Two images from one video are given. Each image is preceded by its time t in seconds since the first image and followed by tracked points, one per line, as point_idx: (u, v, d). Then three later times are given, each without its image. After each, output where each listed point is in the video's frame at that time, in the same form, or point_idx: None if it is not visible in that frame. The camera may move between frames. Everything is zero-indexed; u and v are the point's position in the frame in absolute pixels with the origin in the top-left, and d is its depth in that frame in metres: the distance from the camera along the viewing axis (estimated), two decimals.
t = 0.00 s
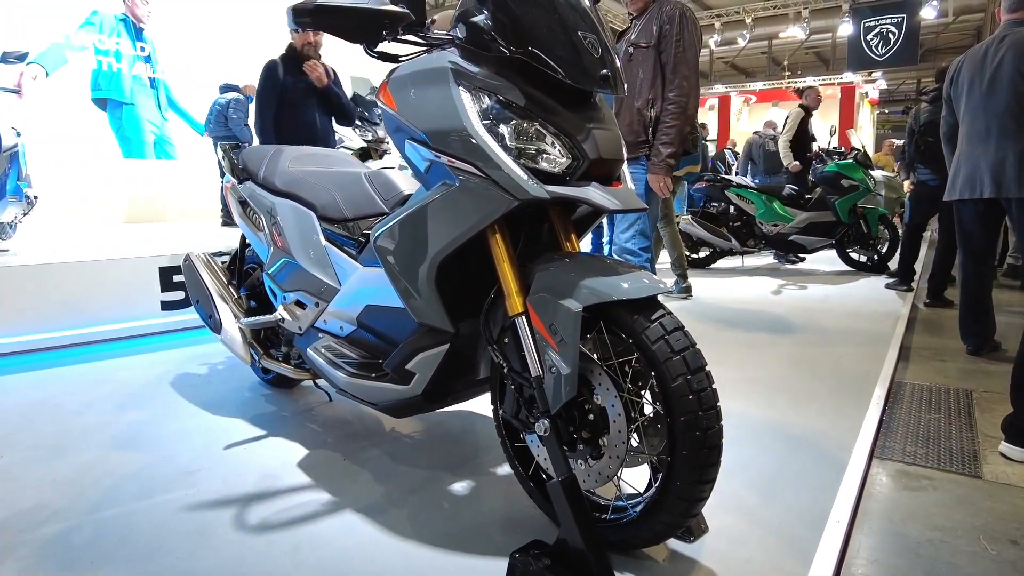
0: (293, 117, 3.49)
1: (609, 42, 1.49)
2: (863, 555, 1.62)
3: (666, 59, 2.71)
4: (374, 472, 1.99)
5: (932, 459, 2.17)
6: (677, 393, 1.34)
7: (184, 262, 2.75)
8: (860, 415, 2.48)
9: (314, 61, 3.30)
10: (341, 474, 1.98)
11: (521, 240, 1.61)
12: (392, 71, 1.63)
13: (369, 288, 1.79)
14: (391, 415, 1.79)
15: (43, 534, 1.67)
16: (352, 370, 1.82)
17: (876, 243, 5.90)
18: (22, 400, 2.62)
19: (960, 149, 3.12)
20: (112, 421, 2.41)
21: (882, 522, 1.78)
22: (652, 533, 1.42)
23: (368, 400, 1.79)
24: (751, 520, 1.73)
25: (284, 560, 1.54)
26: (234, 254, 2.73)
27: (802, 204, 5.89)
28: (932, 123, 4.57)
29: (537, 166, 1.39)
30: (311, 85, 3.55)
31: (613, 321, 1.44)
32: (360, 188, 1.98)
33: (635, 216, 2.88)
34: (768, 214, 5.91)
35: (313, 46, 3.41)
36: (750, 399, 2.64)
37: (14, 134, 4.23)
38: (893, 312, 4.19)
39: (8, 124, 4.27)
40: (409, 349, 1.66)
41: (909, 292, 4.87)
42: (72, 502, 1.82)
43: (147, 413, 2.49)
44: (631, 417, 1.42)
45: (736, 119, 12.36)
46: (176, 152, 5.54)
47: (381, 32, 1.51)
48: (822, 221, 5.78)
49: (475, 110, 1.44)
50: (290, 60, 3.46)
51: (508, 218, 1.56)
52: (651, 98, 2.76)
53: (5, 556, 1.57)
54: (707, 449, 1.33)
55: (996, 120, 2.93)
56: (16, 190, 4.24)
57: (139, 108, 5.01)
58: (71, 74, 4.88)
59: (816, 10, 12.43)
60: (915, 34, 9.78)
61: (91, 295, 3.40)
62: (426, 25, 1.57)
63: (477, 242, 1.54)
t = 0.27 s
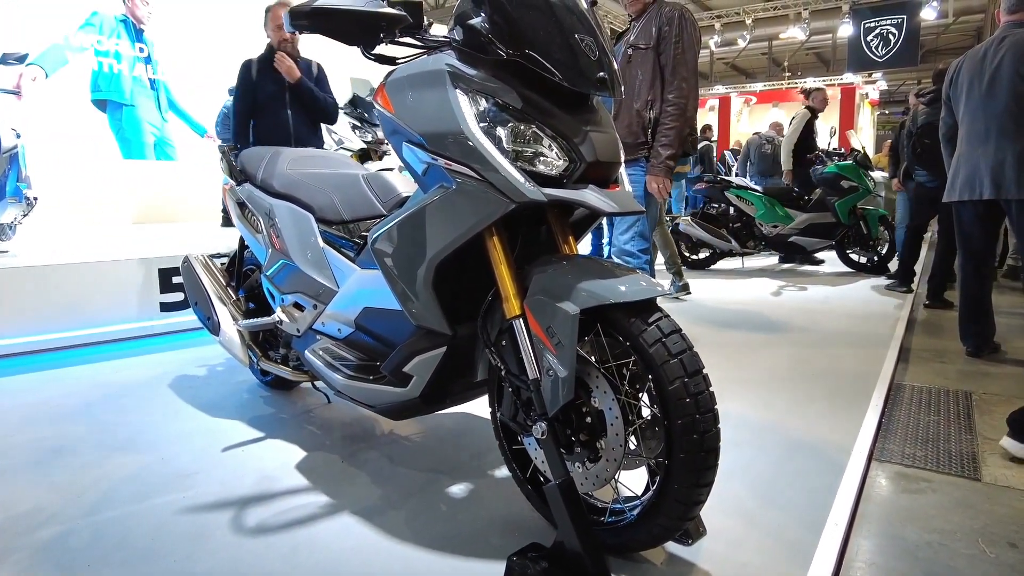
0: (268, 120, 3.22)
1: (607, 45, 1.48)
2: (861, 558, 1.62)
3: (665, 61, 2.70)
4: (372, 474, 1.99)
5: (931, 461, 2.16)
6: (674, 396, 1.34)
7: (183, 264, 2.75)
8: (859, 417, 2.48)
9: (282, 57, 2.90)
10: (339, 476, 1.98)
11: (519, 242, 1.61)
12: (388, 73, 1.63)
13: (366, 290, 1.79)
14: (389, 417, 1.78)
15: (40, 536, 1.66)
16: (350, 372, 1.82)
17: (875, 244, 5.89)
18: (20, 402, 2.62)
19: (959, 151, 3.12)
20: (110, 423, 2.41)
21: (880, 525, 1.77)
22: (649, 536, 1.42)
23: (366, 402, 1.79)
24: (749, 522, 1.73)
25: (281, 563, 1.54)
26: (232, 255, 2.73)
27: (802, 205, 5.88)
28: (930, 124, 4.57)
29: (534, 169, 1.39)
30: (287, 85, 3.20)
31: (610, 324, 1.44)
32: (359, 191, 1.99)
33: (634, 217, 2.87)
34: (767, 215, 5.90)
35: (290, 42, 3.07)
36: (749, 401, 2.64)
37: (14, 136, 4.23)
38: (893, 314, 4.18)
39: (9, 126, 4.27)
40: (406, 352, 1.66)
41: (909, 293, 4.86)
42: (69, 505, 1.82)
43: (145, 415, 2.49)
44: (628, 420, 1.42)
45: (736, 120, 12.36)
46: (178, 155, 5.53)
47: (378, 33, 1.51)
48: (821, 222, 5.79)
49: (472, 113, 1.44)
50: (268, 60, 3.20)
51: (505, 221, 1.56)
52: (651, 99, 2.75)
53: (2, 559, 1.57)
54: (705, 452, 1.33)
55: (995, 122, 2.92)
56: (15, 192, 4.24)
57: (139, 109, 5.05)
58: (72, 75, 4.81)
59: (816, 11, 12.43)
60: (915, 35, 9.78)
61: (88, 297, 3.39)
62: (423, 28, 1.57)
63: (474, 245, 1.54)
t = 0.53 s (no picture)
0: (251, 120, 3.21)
1: (606, 45, 1.48)
2: (860, 560, 1.61)
3: (664, 62, 2.69)
4: (370, 476, 1.98)
5: (932, 463, 2.16)
6: (673, 398, 1.33)
7: (181, 265, 2.75)
8: (858, 419, 2.47)
9: (258, 56, 2.86)
10: (337, 478, 1.97)
11: (518, 243, 1.60)
12: (387, 74, 1.63)
13: (365, 291, 1.78)
14: (387, 419, 1.78)
15: (37, 538, 1.66)
16: (348, 374, 1.82)
17: (875, 245, 5.88)
18: (19, 403, 2.62)
19: (958, 152, 3.12)
20: (109, 424, 2.41)
21: (879, 527, 1.77)
22: (648, 538, 1.41)
23: (364, 404, 1.78)
24: (748, 524, 1.72)
25: (278, 565, 1.53)
26: (231, 256, 2.73)
27: (802, 206, 5.87)
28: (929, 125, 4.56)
29: (533, 170, 1.38)
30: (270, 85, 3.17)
31: (608, 325, 1.43)
32: (358, 192, 1.98)
33: (633, 218, 2.86)
34: (767, 216, 5.89)
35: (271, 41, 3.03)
36: (749, 403, 2.63)
37: (13, 137, 4.23)
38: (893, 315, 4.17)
39: (8, 127, 4.28)
40: (404, 353, 1.65)
41: (910, 294, 4.85)
42: (67, 507, 1.81)
43: (144, 416, 2.49)
44: (627, 422, 1.41)
45: (736, 121, 12.38)
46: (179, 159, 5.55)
47: (376, 34, 1.50)
48: (821, 223, 5.79)
49: (470, 114, 1.43)
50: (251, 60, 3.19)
51: (504, 222, 1.55)
52: (650, 100, 2.74)
53: None
54: (703, 454, 1.32)
55: (995, 123, 2.92)
56: (15, 193, 4.25)
57: (139, 110, 5.13)
58: (71, 76, 4.80)
59: (816, 12, 12.43)
60: (915, 36, 9.78)
61: (86, 297, 3.38)
62: (421, 28, 1.56)
63: (472, 246, 1.54)
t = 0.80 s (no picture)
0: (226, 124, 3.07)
1: (604, 45, 1.47)
2: (860, 562, 1.61)
3: (664, 62, 2.68)
4: (368, 477, 1.97)
5: (932, 464, 2.15)
6: (671, 399, 1.33)
7: (180, 265, 2.74)
8: (858, 420, 2.46)
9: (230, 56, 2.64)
10: (335, 479, 1.97)
11: (515, 244, 1.60)
12: (384, 74, 1.62)
13: (362, 292, 1.77)
14: (385, 420, 1.77)
15: (33, 539, 1.65)
16: (346, 374, 1.81)
17: (875, 245, 5.88)
18: (16, 404, 2.61)
19: (959, 152, 3.11)
20: (106, 425, 2.40)
21: (879, 529, 1.76)
22: (646, 540, 1.41)
23: (362, 405, 1.78)
24: (748, 526, 1.71)
25: (274, 567, 1.53)
26: (229, 257, 2.72)
27: (801, 206, 5.85)
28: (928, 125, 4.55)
29: (530, 170, 1.37)
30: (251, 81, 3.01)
31: (606, 326, 1.43)
32: (355, 191, 1.96)
33: (632, 218, 2.85)
34: (767, 216, 5.88)
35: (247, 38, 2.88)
36: (748, 404, 2.62)
37: (12, 137, 4.22)
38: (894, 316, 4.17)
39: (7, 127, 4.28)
40: (401, 354, 1.65)
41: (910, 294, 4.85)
42: (63, 507, 1.81)
43: (142, 417, 2.48)
44: (625, 423, 1.40)
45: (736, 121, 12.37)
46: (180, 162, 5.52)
47: (374, 33, 1.50)
48: (821, 223, 5.77)
49: (467, 114, 1.42)
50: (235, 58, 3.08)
51: (501, 222, 1.54)
52: (650, 100, 2.72)
53: None
54: (701, 456, 1.32)
55: (995, 123, 2.91)
56: (14, 193, 4.24)
57: (139, 111, 5.13)
58: (71, 76, 4.79)
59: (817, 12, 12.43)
60: (916, 36, 9.77)
61: (83, 298, 3.37)
62: (418, 28, 1.56)
63: (470, 247, 1.53)
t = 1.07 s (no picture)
0: (211, 123, 3.07)
1: (602, 45, 1.47)
2: (859, 563, 1.60)
3: (662, 62, 2.67)
4: (366, 478, 1.97)
5: (931, 465, 2.15)
6: (669, 401, 1.32)
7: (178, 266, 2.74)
8: (858, 421, 2.46)
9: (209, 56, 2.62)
10: (333, 480, 1.96)
11: (513, 245, 1.59)
12: (381, 74, 1.62)
13: (361, 292, 1.77)
14: (383, 420, 1.77)
15: (30, 541, 1.65)
16: (344, 375, 1.81)
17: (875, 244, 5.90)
18: (14, 405, 2.61)
19: (959, 151, 3.11)
20: (104, 425, 2.40)
21: (879, 530, 1.75)
22: (645, 542, 1.40)
23: (360, 406, 1.77)
24: (747, 528, 1.71)
25: (271, 568, 1.52)
26: (228, 257, 2.71)
27: (801, 206, 5.85)
28: (928, 125, 4.54)
29: (528, 170, 1.37)
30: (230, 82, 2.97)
31: (604, 327, 1.42)
32: (353, 191, 1.95)
33: (630, 219, 2.84)
34: (767, 217, 5.87)
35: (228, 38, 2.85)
36: (747, 405, 2.61)
37: (12, 137, 4.22)
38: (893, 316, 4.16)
39: (6, 128, 4.28)
40: (399, 355, 1.64)
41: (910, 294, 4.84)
42: (60, 509, 1.80)
43: (140, 418, 2.48)
44: (623, 425, 1.40)
45: (736, 122, 12.37)
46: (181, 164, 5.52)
47: (372, 33, 1.49)
48: (820, 224, 5.77)
49: (465, 114, 1.42)
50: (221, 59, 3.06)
51: (499, 223, 1.54)
52: (649, 100, 2.72)
53: None
54: (700, 457, 1.31)
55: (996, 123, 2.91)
56: (13, 193, 4.24)
57: (139, 111, 5.15)
58: (71, 76, 4.76)
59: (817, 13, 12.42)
60: (916, 36, 9.77)
61: (81, 299, 3.36)
62: (417, 28, 1.56)
63: (467, 247, 1.53)
